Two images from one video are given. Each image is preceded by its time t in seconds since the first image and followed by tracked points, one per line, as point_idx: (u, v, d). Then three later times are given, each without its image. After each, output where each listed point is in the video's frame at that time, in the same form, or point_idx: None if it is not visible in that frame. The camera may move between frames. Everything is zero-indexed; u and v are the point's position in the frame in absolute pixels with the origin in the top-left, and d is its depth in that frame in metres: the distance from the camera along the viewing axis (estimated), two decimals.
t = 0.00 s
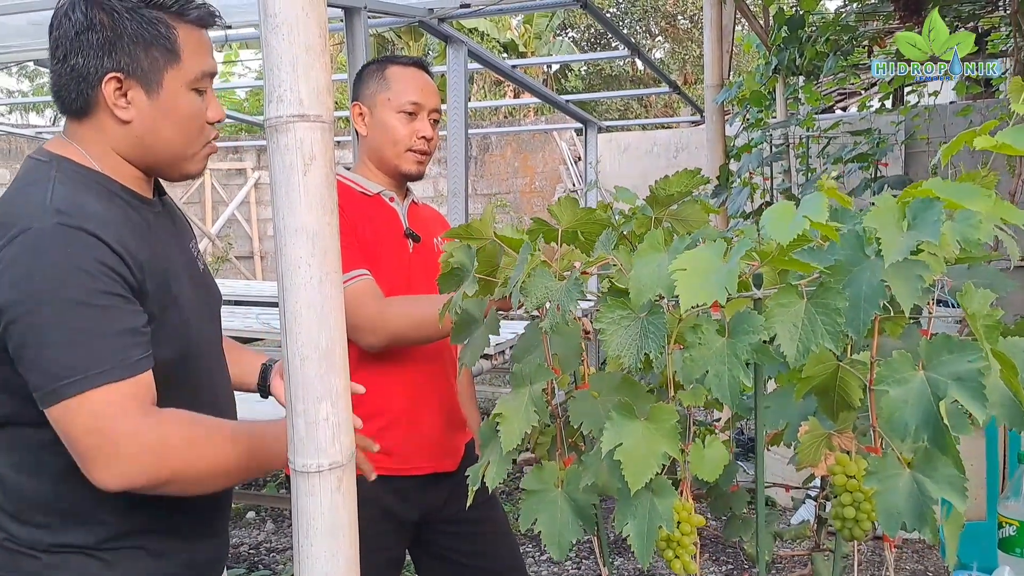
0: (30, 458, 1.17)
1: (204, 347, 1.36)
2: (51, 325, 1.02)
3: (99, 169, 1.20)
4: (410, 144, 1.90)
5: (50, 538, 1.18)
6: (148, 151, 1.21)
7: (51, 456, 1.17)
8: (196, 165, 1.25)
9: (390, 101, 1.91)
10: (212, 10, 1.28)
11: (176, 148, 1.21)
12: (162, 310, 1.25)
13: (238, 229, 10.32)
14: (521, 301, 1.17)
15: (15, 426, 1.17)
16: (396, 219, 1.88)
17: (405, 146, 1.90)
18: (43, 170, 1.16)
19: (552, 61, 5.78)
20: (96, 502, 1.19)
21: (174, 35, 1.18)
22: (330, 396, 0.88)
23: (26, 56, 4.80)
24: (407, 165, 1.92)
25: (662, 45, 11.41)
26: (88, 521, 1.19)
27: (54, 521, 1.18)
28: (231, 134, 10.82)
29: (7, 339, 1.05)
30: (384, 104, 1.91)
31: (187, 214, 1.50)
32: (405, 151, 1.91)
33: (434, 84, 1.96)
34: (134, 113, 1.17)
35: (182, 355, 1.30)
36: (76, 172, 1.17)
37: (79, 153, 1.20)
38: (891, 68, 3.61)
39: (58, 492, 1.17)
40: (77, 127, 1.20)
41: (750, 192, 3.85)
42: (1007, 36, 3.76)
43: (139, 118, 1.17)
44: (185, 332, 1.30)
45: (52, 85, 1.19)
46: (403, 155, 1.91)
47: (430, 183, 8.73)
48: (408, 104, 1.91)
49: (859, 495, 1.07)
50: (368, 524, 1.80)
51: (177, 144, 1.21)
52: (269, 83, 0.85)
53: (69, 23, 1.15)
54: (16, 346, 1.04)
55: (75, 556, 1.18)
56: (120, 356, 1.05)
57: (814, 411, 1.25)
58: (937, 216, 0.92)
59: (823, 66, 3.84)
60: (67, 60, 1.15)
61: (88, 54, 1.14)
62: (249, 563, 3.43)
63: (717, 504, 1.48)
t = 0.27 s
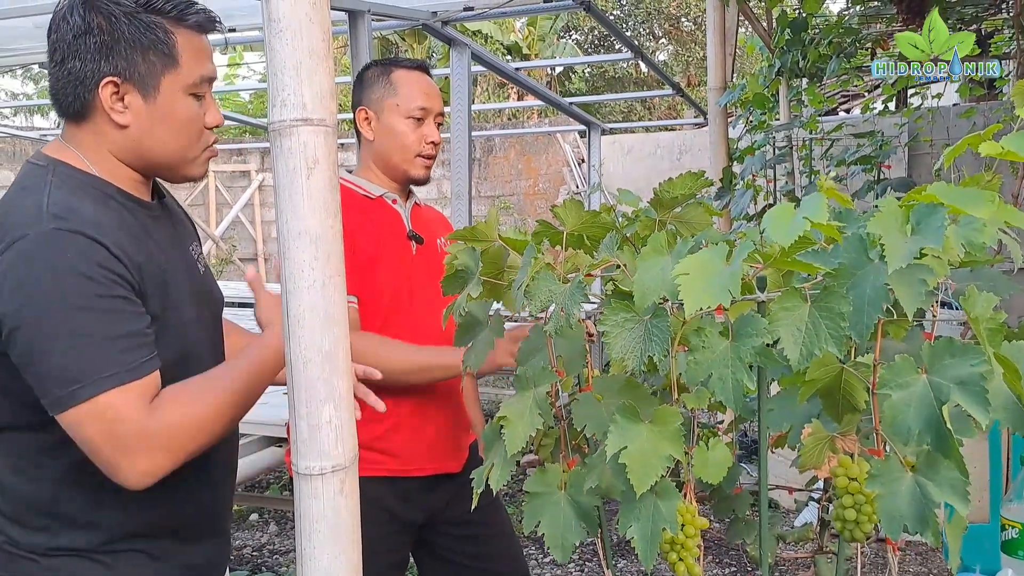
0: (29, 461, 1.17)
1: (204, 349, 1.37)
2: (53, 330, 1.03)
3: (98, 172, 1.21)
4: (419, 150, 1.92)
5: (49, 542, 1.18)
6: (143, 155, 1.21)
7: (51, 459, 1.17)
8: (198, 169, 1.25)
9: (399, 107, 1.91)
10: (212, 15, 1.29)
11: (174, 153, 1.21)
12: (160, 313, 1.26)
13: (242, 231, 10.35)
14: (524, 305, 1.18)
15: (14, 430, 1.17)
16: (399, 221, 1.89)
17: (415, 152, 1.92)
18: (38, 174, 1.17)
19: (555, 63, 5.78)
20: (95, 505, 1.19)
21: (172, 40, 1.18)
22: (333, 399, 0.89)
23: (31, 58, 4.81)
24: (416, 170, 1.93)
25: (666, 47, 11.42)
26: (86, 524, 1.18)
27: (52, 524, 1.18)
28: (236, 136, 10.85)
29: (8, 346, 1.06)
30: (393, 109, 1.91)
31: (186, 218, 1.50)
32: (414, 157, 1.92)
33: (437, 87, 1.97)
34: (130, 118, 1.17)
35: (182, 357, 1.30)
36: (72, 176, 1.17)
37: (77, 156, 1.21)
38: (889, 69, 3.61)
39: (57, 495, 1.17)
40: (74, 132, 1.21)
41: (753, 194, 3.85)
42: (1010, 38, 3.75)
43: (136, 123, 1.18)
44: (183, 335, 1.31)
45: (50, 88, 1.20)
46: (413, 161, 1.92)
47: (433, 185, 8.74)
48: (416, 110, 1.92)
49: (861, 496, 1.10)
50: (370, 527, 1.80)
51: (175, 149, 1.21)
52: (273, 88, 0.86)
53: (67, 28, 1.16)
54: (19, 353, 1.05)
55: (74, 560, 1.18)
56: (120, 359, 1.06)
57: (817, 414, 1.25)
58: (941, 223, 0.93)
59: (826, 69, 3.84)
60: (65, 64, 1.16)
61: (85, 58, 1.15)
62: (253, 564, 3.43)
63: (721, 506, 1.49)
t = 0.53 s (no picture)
0: (34, 466, 1.18)
1: (207, 353, 1.37)
2: (75, 333, 1.02)
3: (102, 177, 1.22)
4: (415, 151, 1.92)
5: (54, 546, 1.19)
6: (147, 161, 1.22)
7: (55, 463, 1.17)
8: (197, 176, 1.26)
9: (393, 109, 1.92)
10: (216, 20, 1.29)
11: (179, 158, 1.22)
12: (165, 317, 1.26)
13: (244, 233, 10.38)
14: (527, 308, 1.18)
15: (19, 435, 1.18)
16: (395, 225, 1.89)
17: (411, 154, 1.92)
18: (45, 179, 1.17)
19: (557, 66, 5.79)
20: (100, 510, 1.19)
21: (177, 46, 1.19)
22: (335, 402, 0.89)
23: (35, 62, 4.83)
24: (413, 172, 1.93)
25: (667, 49, 11.42)
26: (92, 529, 1.19)
27: (56, 528, 1.18)
28: (238, 139, 10.88)
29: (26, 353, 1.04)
30: (388, 111, 1.92)
31: (187, 227, 1.49)
32: (410, 159, 1.92)
33: (434, 89, 1.97)
34: (136, 124, 1.18)
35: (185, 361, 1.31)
36: (77, 182, 1.18)
37: (82, 163, 1.21)
38: (889, 68, 3.59)
39: (62, 500, 1.18)
40: (78, 137, 1.21)
41: (755, 196, 3.84)
42: (1011, 40, 3.74)
43: (142, 129, 1.18)
44: (186, 339, 1.31)
45: (54, 93, 1.20)
46: (409, 163, 1.92)
47: (435, 188, 8.75)
48: (411, 112, 1.92)
49: (863, 499, 1.11)
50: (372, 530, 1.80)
51: (179, 154, 1.22)
52: (274, 92, 0.86)
53: (73, 34, 1.16)
54: (41, 362, 1.03)
55: (78, 564, 1.19)
56: (146, 362, 1.03)
57: (820, 416, 1.25)
58: (942, 227, 0.93)
59: (828, 71, 3.84)
60: (70, 70, 1.16)
61: (91, 65, 1.15)
62: (256, 567, 3.43)
63: (723, 508, 1.49)
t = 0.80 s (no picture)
0: (37, 466, 1.18)
1: (209, 352, 1.37)
2: (84, 335, 1.02)
3: (112, 177, 1.22)
4: (409, 150, 1.91)
5: (56, 547, 1.18)
6: (156, 163, 1.22)
7: (58, 464, 1.18)
8: (205, 179, 1.27)
9: (387, 108, 1.92)
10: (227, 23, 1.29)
11: (188, 159, 1.22)
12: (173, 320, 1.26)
13: (246, 233, 10.40)
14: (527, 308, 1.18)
15: (22, 435, 1.18)
16: (390, 224, 1.88)
17: (405, 153, 1.91)
18: (56, 178, 1.16)
19: (560, 66, 5.79)
20: (103, 509, 1.19)
21: (188, 48, 1.19)
22: (334, 401, 0.89)
23: (39, 62, 4.84)
24: (409, 171, 1.92)
25: (670, 50, 11.41)
26: (94, 529, 1.19)
27: (59, 529, 1.18)
28: (241, 139, 10.89)
29: (35, 352, 1.04)
30: (380, 110, 1.92)
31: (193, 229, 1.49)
32: (404, 158, 1.92)
33: (429, 86, 1.96)
34: (146, 125, 1.18)
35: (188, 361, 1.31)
36: (87, 182, 1.18)
37: (91, 163, 1.21)
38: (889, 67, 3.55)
39: (65, 500, 1.18)
40: (87, 138, 1.21)
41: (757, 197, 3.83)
42: (1015, 41, 3.74)
43: (152, 130, 1.18)
44: (191, 340, 1.31)
45: (64, 94, 1.20)
46: (404, 163, 1.91)
47: (437, 188, 8.76)
48: (405, 110, 1.91)
49: (861, 499, 1.11)
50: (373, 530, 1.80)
51: (188, 157, 1.22)
52: (275, 91, 0.86)
53: (84, 36, 1.17)
54: (49, 362, 1.03)
55: (80, 564, 1.18)
56: (154, 366, 1.04)
57: (819, 417, 1.25)
58: (942, 225, 0.93)
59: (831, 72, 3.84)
60: (81, 72, 1.17)
61: (102, 66, 1.15)
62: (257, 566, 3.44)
63: (723, 508, 1.49)
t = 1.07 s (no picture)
0: (37, 467, 1.18)
1: (209, 353, 1.37)
2: (82, 335, 1.02)
3: (109, 177, 1.21)
4: (406, 153, 1.90)
5: (57, 548, 1.18)
6: (154, 162, 1.22)
7: (58, 465, 1.18)
8: (208, 175, 1.26)
9: (384, 111, 1.91)
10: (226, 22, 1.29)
11: (187, 158, 1.22)
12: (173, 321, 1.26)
13: (248, 234, 10.42)
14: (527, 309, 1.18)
15: (22, 436, 1.18)
16: (386, 227, 1.89)
17: (402, 156, 1.90)
18: (53, 178, 1.16)
19: (562, 66, 5.79)
20: (103, 511, 1.19)
21: (185, 46, 1.19)
22: (334, 402, 0.89)
23: (41, 63, 4.86)
24: (405, 174, 1.91)
25: (672, 49, 11.40)
26: (95, 531, 1.19)
27: (59, 530, 1.18)
28: (243, 140, 10.90)
29: (33, 351, 1.04)
30: (377, 113, 1.91)
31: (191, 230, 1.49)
32: (401, 162, 1.91)
33: (428, 89, 1.96)
34: (145, 125, 1.18)
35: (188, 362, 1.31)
36: (84, 182, 1.18)
37: (89, 163, 1.21)
38: (888, 68, 3.56)
39: (65, 502, 1.18)
40: (85, 138, 1.21)
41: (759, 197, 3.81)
42: (1018, 39, 3.73)
43: (151, 130, 1.18)
44: (191, 340, 1.31)
45: (62, 94, 1.20)
46: (400, 166, 1.90)
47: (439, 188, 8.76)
48: (402, 113, 1.91)
49: (863, 499, 1.10)
50: (374, 530, 1.80)
51: (187, 155, 1.22)
52: (273, 91, 0.86)
53: (81, 36, 1.16)
54: (45, 361, 1.03)
55: (80, 566, 1.18)
56: (152, 365, 1.04)
57: (821, 416, 1.25)
58: (943, 225, 0.92)
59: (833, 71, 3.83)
60: (79, 72, 1.16)
61: (100, 66, 1.15)
62: (260, 567, 3.44)
63: (725, 508, 1.49)
